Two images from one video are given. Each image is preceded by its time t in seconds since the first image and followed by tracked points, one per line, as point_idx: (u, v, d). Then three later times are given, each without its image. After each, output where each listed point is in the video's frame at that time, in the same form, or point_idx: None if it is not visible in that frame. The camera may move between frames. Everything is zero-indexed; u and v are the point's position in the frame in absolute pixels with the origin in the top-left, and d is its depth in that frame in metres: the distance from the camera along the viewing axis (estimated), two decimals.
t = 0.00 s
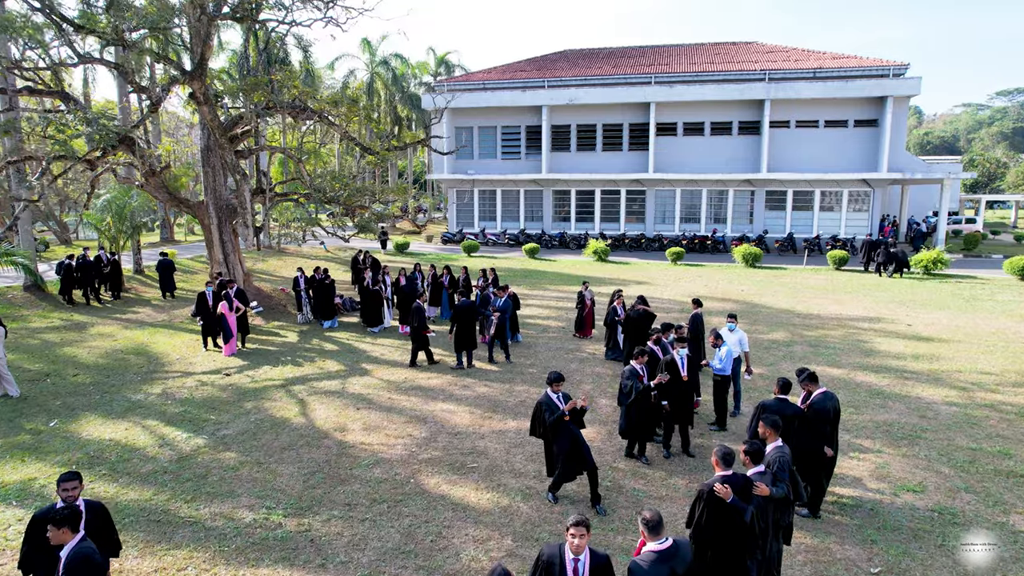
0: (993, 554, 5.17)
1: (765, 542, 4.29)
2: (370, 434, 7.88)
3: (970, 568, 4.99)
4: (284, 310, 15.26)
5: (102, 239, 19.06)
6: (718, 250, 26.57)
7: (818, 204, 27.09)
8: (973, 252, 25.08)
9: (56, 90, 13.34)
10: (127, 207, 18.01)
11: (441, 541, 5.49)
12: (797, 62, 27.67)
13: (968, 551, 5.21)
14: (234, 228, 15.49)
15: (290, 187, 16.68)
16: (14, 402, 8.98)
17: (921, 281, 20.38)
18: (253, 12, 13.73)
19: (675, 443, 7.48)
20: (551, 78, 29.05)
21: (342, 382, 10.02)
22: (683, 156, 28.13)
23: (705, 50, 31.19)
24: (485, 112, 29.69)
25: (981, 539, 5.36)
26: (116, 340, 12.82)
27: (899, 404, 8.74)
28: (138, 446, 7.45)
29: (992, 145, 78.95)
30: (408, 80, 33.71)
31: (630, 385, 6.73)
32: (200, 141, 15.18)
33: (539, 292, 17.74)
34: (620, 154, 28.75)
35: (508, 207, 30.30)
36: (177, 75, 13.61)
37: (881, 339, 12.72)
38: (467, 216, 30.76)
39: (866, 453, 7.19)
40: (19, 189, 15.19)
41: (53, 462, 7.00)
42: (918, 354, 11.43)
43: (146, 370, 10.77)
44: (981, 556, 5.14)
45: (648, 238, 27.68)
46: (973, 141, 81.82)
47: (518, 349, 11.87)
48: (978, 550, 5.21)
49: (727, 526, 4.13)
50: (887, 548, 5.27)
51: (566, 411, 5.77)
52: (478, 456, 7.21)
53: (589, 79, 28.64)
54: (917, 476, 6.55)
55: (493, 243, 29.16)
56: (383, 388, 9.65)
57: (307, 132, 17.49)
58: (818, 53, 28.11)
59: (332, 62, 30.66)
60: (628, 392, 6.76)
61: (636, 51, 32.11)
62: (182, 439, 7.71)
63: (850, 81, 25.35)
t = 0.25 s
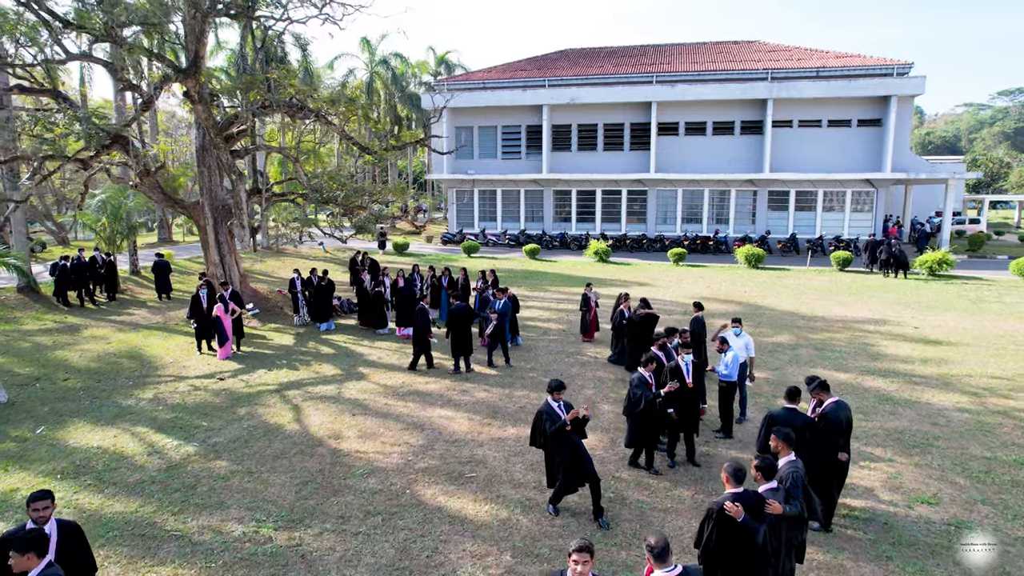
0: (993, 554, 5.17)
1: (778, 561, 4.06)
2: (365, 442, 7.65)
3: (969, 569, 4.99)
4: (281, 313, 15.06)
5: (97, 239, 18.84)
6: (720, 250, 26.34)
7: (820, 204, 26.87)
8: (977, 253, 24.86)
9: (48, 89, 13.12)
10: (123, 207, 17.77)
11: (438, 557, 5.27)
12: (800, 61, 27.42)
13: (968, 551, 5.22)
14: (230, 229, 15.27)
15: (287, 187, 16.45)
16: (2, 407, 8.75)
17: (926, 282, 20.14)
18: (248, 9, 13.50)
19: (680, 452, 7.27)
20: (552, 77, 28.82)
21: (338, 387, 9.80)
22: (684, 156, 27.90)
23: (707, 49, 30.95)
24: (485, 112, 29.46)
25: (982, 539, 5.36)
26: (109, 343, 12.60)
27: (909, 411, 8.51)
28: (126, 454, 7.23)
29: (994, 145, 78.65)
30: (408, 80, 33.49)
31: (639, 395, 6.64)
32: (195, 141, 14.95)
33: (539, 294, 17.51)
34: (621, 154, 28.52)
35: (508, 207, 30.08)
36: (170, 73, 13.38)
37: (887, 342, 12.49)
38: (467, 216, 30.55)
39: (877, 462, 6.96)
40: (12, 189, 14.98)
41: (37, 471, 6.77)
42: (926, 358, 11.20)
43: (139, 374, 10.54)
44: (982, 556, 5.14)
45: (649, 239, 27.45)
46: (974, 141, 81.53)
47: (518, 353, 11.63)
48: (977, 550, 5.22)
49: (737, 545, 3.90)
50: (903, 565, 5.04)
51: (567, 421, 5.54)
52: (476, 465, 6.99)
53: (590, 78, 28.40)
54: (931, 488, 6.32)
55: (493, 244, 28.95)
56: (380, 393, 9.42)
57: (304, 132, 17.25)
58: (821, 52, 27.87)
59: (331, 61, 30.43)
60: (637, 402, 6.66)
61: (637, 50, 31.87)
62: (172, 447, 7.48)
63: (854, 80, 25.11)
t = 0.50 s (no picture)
0: (993, 553, 5.18)
1: None
2: (362, 450, 7.42)
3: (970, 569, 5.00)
4: (279, 314, 14.87)
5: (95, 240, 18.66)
6: (724, 251, 26.09)
7: (825, 204, 26.59)
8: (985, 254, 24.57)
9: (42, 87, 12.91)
10: (120, 208, 17.58)
11: (436, 574, 5.06)
12: (805, 60, 27.15)
13: (969, 551, 5.23)
14: (228, 229, 15.06)
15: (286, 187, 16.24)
16: None
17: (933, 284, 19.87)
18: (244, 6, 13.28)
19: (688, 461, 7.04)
20: (554, 77, 28.59)
21: (335, 392, 9.58)
22: (688, 156, 27.65)
23: (711, 48, 30.69)
24: (487, 112, 29.24)
25: (982, 539, 5.38)
26: (104, 345, 12.40)
27: (922, 418, 8.27)
28: (116, 462, 7.02)
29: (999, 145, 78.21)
30: (409, 79, 33.28)
31: (648, 404, 6.53)
32: (193, 140, 14.75)
33: (541, 295, 17.27)
34: (624, 153, 28.28)
35: (510, 207, 29.86)
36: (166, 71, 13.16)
37: (897, 345, 12.23)
38: (469, 216, 30.34)
39: (891, 472, 6.72)
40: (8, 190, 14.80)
41: (22, 481, 6.55)
42: (937, 362, 10.94)
43: (133, 378, 10.34)
44: (982, 556, 5.16)
45: (652, 239, 27.20)
46: (979, 141, 81.09)
47: (520, 356, 11.40)
48: (978, 550, 5.23)
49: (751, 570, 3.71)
50: None
51: (570, 431, 5.33)
52: (476, 475, 6.76)
53: (592, 77, 28.17)
54: (948, 499, 6.09)
55: (495, 245, 28.74)
56: (378, 399, 9.20)
57: (303, 131, 17.03)
58: (826, 50, 27.60)
59: (332, 61, 30.25)
60: (647, 411, 6.54)
61: (640, 49, 31.62)
62: (164, 454, 7.27)
63: (860, 79, 24.84)
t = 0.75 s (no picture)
0: (993, 553, 5.18)
1: None
2: (359, 459, 7.20)
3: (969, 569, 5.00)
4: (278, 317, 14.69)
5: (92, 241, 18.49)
6: (727, 252, 25.86)
7: (830, 205, 26.33)
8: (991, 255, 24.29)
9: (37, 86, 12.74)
10: (118, 208, 17.39)
11: None
12: (810, 58, 26.89)
13: (968, 551, 5.24)
14: (226, 230, 14.86)
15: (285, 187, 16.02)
16: None
17: (940, 285, 19.62)
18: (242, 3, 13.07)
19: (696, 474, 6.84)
20: (556, 76, 28.37)
21: (333, 397, 9.37)
22: (691, 155, 27.41)
23: (714, 46, 30.45)
24: (488, 111, 29.02)
25: (982, 539, 5.38)
26: (99, 348, 12.20)
27: (936, 425, 8.02)
28: (105, 470, 6.80)
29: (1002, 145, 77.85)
30: (411, 79, 33.10)
31: (655, 411, 6.36)
32: (190, 140, 14.57)
33: (543, 296, 17.06)
34: (626, 153, 28.05)
35: (512, 208, 29.65)
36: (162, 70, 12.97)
37: (906, 348, 12.00)
38: (470, 217, 30.14)
39: (905, 483, 6.47)
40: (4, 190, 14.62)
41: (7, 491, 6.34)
42: (948, 366, 10.70)
43: (127, 382, 10.13)
44: (982, 556, 5.16)
45: (655, 240, 26.97)
46: (983, 140, 80.71)
47: (521, 359, 11.17)
48: (977, 550, 5.23)
49: None
50: None
51: (574, 443, 5.11)
52: (476, 485, 6.54)
53: (595, 76, 27.95)
54: (966, 512, 5.86)
55: (496, 245, 28.56)
56: (376, 404, 8.98)
57: (304, 131, 16.87)
58: (831, 49, 27.33)
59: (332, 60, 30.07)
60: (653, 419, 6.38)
61: (643, 48, 31.40)
62: (154, 463, 7.04)
63: (865, 78, 24.59)
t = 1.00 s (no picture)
0: (993, 554, 5.19)
1: None
2: (354, 468, 6.97)
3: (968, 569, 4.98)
4: (274, 319, 14.50)
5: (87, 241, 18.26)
6: (730, 253, 25.62)
7: (833, 205, 26.07)
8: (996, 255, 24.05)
9: (29, 85, 12.51)
10: (112, 208, 17.16)
11: None
12: (813, 57, 26.65)
13: (967, 551, 5.24)
14: (222, 230, 14.63)
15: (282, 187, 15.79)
16: None
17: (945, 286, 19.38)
18: None
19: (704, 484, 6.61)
20: (557, 75, 28.14)
21: (328, 402, 9.14)
22: (693, 155, 27.16)
23: (716, 45, 30.22)
24: (488, 111, 28.79)
25: (981, 539, 5.38)
26: (92, 351, 11.97)
27: (949, 432, 7.78)
28: (90, 480, 6.57)
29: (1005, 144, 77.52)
30: (411, 78, 32.89)
31: (660, 418, 6.13)
32: (186, 139, 14.34)
33: (544, 298, 16.84)
34: (628, 153, 27.81)
35: (513, 208, 29.41)
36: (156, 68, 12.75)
37: (914, 351, 11.77)
38: (470, 217, 29.91)
39: (919, 494, 6.24)
40: None
41: None
42: (958, 370, 10.47)
43: (118, 386, 9.91)
44: (982, 556, 5.15)
45: (657, 240, 26.75)
46: (985, 140, 80.37)
47: (522, 363, 10.94)
48: (978, 550, 5.23)
49: None
50: None
51: (577, 456, 4.88)
52: (474, 496, 6.31)
53: (596, 75, 27.72)
54: (984, 525, 5.63)
55: (497, 246, 28.33)
56: (372, 410, 8.75)
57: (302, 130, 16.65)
58: (834, 48, 27.10)
59: (332, 59, 29.85)
60: (658, 426, 6.14)
61: (644, 47, 31.18)
62: (142, 472, 6.81)
63: (869, 77, 24.36)
